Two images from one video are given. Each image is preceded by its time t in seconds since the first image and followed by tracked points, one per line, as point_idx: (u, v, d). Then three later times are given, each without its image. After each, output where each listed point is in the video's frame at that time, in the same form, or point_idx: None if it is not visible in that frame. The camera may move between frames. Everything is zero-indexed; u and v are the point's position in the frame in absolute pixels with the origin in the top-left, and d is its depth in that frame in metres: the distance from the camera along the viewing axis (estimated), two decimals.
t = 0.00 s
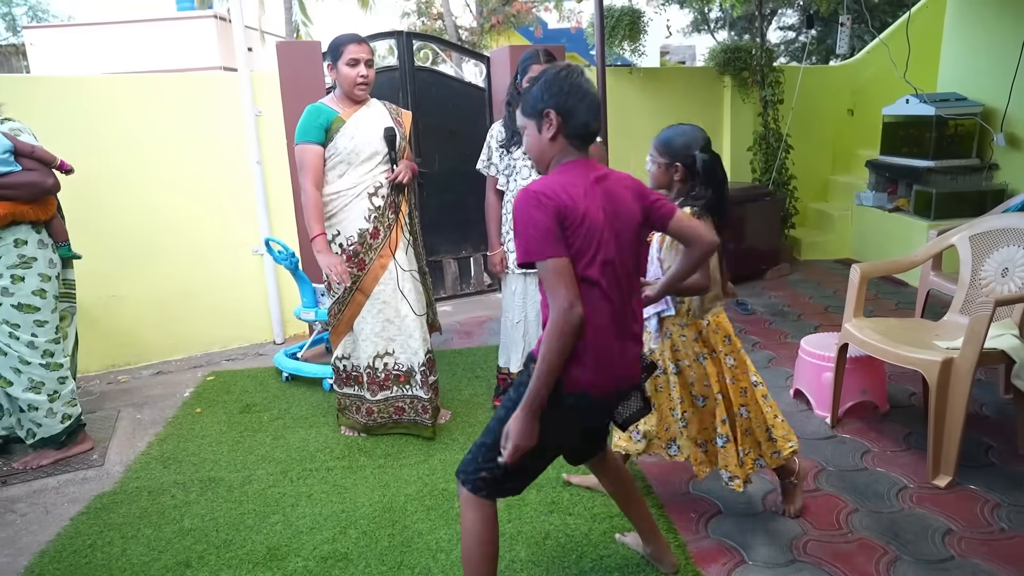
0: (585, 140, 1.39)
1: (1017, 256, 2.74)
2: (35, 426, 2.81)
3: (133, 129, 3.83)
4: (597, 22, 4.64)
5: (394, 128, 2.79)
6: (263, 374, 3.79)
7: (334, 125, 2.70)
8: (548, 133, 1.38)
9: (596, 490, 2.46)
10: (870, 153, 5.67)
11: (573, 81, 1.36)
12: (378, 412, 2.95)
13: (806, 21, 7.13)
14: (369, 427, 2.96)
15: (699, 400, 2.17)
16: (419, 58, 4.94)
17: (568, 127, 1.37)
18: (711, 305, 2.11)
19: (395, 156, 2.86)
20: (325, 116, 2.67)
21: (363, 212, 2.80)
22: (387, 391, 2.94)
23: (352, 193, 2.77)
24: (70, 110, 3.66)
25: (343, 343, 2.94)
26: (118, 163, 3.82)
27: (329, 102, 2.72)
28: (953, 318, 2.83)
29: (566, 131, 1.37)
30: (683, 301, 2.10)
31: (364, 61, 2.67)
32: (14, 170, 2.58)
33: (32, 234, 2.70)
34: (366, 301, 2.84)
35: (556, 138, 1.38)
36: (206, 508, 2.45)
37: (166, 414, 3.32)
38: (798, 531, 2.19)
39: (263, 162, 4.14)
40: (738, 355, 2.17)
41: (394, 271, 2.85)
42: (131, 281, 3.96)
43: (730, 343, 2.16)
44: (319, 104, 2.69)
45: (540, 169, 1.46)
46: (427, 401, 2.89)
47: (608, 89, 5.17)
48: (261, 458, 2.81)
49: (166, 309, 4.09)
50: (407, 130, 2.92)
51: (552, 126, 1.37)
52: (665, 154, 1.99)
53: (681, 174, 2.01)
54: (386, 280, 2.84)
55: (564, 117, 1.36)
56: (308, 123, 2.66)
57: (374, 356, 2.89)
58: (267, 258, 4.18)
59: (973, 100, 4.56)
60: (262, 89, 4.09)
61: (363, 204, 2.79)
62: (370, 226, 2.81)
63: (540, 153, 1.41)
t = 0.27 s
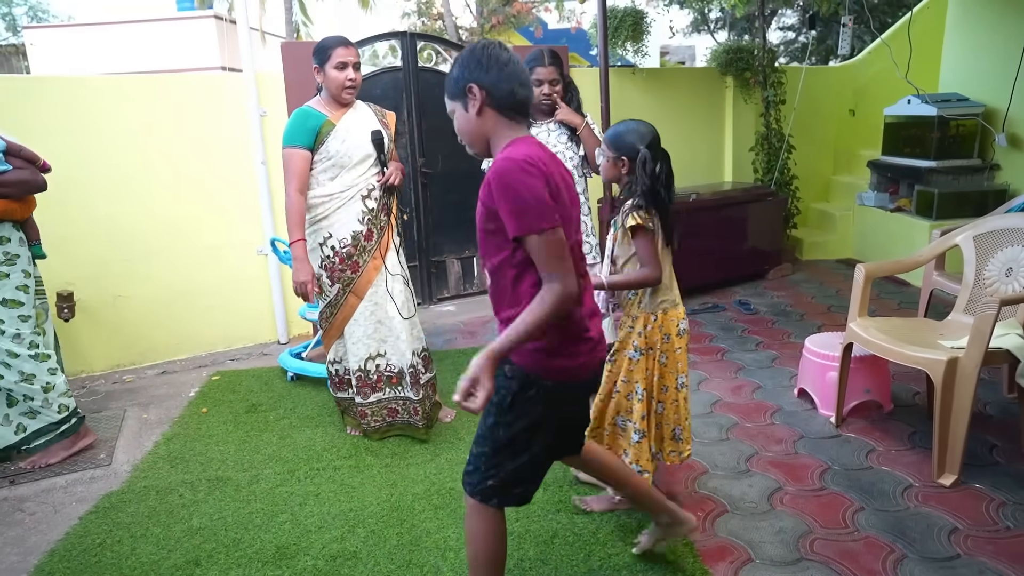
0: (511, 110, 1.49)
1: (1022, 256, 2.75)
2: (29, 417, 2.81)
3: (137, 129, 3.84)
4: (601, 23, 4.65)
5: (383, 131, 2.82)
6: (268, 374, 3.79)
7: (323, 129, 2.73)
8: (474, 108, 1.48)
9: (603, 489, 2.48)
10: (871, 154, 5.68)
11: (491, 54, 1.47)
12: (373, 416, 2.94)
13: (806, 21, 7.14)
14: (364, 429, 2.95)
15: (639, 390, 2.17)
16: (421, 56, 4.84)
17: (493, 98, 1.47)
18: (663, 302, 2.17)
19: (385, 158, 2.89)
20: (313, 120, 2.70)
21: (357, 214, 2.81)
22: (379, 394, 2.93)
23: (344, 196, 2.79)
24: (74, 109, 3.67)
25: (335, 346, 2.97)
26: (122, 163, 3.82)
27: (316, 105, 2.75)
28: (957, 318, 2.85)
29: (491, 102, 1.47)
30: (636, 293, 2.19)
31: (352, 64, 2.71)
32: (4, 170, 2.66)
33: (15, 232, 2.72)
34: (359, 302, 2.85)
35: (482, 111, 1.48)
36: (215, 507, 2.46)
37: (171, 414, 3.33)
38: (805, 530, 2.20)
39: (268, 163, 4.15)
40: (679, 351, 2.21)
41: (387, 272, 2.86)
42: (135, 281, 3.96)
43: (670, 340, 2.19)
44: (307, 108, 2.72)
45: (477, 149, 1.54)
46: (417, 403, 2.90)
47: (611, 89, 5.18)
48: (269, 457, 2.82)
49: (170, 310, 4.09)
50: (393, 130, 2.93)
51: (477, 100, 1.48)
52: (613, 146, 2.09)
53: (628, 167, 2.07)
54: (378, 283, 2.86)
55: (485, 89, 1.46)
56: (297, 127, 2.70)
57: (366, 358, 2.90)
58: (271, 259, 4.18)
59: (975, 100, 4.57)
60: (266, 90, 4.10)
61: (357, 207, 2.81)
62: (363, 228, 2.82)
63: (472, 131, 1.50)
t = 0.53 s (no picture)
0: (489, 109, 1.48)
1: None
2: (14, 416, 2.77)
3: (138, 129, 3.83)
4: (602, 21, 4.65)
5: (377, 130, 2.87)
6: (269, 374, 3.79)
7: (323, 130, 2.72)
8: (457, 112, 1.49)
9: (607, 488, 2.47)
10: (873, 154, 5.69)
11: (466, 55, 1.47)
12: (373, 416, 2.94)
13: (807, 21, 7.13)
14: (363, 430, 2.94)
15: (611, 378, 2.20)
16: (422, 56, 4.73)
17: (474, 102, 1.46)
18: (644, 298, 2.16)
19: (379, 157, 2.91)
20: (311, 120, 2.68)
21: (359, 213, 2.84)
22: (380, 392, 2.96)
23: (347, 196, 2.80)
24: (74, 108, 3.67)
25: (331, 349, 2.96)
26: (121, 163, 3.82)
27: (307, 105, 2.71)
28: (961, 317, 2.85)
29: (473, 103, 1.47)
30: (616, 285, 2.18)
31: (343, 64, 2.70)
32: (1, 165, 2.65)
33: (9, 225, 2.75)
34: (362, 301, 2.87)
35: (465, 113, 1.48)
36: (218, 507, 2.46)
37: (173, 414, 3.33)
38: (808, 528, 2.20)
39: (269, 163, 4.14)
40: (660, 344, 2.19)
41: (389, 269, 2.91)
42: (135, 281, 3.96)
43: (647, 334, 2.17)
44: (302, 108, 2.69)
45: (467, 153, 1.54)
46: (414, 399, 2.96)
47: (612, 88, 5.17)
48: (271, 457, 2.82)
49: (171, 309, 4.09)
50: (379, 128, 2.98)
51: (459, 104, 1.47)
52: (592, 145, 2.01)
53: (610, 163, 2.03)
54: (381, 281, 2.89)
55: (466, 92, 1.46)
56: (293, 128, 2.67)
57: (368, 357, 2.90)
58: (273, 258, 4.18)
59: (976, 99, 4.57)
60: (267, 89, 4.09)
61: (359, 206, 2.83)
62: (366, 227, 2.85)
63: (458, 135, 1.50)
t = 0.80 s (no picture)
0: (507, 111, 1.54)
1: None
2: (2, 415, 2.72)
3: (138, 128, 3.83)
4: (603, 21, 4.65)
5: (374, 128, 2.90)
6: (269, 373, 3.78)
7: (325, 129, 2.71)
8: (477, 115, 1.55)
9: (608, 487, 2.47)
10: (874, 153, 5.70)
11: (484, 58, 1.52)
12: (380, 413, 2.95)
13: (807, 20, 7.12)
14: (367, 428, 2.95)
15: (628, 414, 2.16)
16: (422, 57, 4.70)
17: (492, 105, 1.53)
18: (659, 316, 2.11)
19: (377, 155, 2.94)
20: (312, 119, 2.68)
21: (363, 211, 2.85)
22: (387, 388, 2.96)
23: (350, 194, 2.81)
24: (73, 108, 3.66)
25: (337, 348, 2.94)
26: (121, 162, 3.81)
27: (300, 104, 2.70)
28: (962, 316, 2.84)
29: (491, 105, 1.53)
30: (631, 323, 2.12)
31: (335, 64, 2.70)
32: None
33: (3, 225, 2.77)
34: (369, 297, 2.86)
35: (484, 116, 1.54)
36: (219, 506, 2.45)
37: (173, 413, 3.32)
38: (811, 527, 2.19)
39: (269, 162, 4.14)
40: (671, 374, 2.17)
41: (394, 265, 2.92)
42: (135, 281, 3.95)
43: (659, 365, 2.16)
44: (300, 109, 2.68)
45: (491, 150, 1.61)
46: (424, 392, 2.98)
47: (612, 87, 5.17)
48: (272, 457, 2.81)
49: (172, 309, 4.08)
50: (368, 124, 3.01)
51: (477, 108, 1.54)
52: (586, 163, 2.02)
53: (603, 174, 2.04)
54: (387, 277, 2.89)
55: (484, 96, 1.52)
56: (296, 129, 2.66)
57: (374, 354, 2.90)
58: (274, 257, 4.18)
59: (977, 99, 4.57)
60: (268, 89, 4.09)
61: (363, 204, 2.85)
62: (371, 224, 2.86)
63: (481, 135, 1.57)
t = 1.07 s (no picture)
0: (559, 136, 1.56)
1: None
2: None
3: (137, 129, 3.83)
4: (601, 20, 4.65)
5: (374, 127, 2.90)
6: (267, 373, 3.78)
7: (325, 129, 2.72)
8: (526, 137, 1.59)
9: (606, 486, 2.47)
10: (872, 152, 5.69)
11: (542, 79, 1.54)
12: (382, 410, 2.97)
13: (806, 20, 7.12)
14: (367, 427, 2.96)
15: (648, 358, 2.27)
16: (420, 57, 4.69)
17: (539, 126, 1.55)
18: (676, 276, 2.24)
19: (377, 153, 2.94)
20: (311, 120, 2.68)
21: (364, 210, 2.86)
22: (389, 385, 2.99)
23: (351, 194, 2.82)
24: (72, 108, 3.66)
25: (338, 348, 2.95)
26: (121, 162, 3.81)
27: (301, 104, 2.71)
28: (960, 315, 2.85)
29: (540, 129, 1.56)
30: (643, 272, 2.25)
31: (335, 64, 2.71)
32: None
33: None
34: (371, 297, 2.88)
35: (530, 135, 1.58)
36: (216, 506, 2.46)
37: (171, 413, 3.32)
38: (807, 527, 2.20)
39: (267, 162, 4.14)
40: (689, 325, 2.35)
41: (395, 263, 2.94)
42: (134, 281, 3.95)
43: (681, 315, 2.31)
44: (301, 108, 2.68)
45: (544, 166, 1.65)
46: (429, 388, 3.01)
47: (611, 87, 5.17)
48: (270, 456, 2.81)
49: (170, 309, 4.08)
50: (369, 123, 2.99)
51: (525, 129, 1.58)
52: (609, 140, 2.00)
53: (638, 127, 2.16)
54: (387, 276, 2.92)
55: (532, 118, 1.55)
56: (297, 130, 2.66)
57: (376, 352, 2.93)
58: (272, 257, 4.18)
59: (975, 98, 4.57)
60: (266, 89, 4.09)
61: (364, 203, 2.85)
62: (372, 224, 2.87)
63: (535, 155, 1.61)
